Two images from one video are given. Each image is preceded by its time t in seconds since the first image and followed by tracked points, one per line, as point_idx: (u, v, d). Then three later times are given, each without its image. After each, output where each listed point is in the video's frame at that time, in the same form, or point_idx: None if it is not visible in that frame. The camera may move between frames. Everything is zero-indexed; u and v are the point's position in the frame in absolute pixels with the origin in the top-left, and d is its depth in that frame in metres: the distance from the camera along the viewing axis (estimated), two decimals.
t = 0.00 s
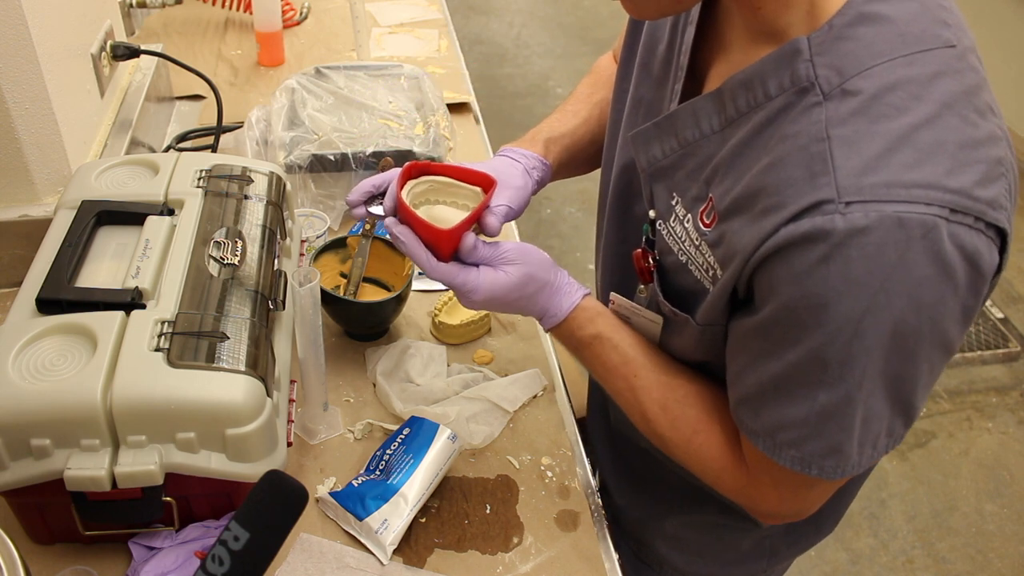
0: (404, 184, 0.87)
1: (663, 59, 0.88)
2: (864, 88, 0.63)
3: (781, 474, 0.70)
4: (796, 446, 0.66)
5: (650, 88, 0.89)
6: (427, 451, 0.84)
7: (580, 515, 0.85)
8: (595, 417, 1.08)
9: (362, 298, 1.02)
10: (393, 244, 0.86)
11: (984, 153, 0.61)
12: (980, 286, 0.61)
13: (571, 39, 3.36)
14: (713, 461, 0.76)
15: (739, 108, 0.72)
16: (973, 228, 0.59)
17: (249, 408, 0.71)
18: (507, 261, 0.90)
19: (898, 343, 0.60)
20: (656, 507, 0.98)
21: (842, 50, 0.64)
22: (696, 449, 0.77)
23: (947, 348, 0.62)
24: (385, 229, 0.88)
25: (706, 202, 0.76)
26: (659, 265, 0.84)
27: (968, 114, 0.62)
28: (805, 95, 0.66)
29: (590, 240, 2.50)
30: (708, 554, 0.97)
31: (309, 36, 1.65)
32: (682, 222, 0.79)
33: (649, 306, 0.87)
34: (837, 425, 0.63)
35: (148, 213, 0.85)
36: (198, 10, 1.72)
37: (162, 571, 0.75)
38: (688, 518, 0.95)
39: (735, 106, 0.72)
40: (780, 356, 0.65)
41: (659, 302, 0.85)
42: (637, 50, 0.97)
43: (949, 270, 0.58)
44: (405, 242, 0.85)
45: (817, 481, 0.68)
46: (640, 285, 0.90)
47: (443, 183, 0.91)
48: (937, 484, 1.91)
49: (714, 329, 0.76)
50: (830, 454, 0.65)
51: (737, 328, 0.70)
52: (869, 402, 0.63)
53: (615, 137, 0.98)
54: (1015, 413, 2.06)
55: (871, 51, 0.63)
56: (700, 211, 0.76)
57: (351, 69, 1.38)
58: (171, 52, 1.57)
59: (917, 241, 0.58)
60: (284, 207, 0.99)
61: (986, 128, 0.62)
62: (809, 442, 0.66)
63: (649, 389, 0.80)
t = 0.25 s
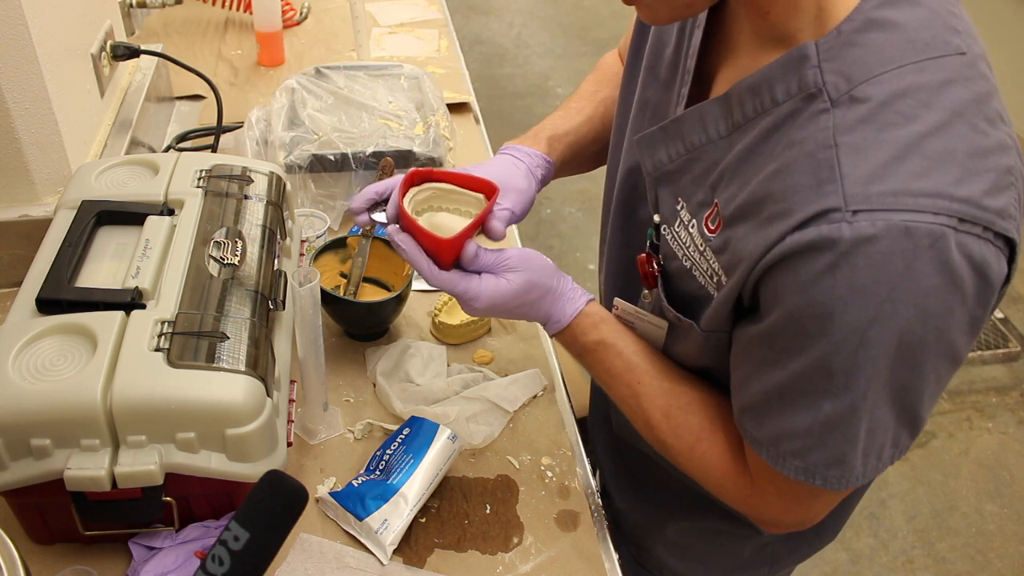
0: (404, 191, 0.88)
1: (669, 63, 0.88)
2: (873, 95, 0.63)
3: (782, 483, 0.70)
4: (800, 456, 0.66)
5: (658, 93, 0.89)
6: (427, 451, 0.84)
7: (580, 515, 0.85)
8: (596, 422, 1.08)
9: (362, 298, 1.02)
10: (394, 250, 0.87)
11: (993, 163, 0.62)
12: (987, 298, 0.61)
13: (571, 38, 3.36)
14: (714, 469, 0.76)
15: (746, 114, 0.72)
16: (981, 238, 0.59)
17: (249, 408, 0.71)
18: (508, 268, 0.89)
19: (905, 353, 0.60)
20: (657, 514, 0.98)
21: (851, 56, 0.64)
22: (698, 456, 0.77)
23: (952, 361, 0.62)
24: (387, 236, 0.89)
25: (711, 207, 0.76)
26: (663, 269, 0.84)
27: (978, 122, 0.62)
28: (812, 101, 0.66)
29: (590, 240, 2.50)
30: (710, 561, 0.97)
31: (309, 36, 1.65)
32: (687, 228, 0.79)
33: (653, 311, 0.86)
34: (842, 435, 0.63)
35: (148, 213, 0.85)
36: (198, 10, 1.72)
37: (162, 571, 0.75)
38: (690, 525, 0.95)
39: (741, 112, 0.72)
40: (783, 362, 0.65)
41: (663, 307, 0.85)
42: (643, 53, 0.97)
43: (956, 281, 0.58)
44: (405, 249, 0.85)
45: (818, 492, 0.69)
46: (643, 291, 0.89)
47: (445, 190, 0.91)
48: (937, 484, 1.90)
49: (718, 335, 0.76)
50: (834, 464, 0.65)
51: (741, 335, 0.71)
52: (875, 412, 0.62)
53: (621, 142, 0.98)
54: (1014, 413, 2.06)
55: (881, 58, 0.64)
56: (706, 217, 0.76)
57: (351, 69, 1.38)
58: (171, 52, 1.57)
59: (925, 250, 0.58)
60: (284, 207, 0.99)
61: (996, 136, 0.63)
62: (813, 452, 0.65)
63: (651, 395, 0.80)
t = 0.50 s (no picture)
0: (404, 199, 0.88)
1: (674, 66, 0.88)
2: (881, 101, 0.63)
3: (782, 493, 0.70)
4: (803, 465, 0.66)
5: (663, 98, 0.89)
6: (427, 451, 0.84)
7: (580, 515, 0.85)
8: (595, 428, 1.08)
9: (362, 298, 1.02)
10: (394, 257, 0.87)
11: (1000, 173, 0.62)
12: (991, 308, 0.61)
13: (571, 38, 3.36)
14: (716, 477, 0.76)
15: (752, 120, 0.72)
16: (988, 247, 0.59)
17: (249, 408, 0.71)
18: (507, 274, 0.89)
19: (910, 363, 0.60)
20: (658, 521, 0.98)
21: (859, 61, 0.64)
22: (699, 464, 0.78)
23: (956, 370, 0.62)
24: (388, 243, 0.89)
25: (716, 213, 0.76)
26: (667, 275, 0.84)
27: (985, 131, 0.62)
28: (819, 107, 0.66)
29: (590, 241, 2.50)
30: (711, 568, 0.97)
31: (309, 36, 1.65)
32: (691, 234, 0.79)
33: (654, 318, 0.87)
34: (846, 445, 0.63)
35: (148, 213, 0.85)
36: (198, 10, 1.72)
37: (163, 571, 0.75)
38: (691, 532, 0.95)
39: (747, 117, 0.72)
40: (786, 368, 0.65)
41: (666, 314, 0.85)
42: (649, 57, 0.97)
43: (961, 291, 0.58)
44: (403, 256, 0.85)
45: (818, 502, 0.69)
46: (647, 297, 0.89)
47: (445, 198, 0.91)
48: (937, 484, 1.90)
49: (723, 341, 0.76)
50: (838, 474, 0.65)
51: (745, 342, 0.70)
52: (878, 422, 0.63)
53: (624, 147, 0.98)
54: (1014, 413, 2.06)
55: (889, 64, 0.64)
56: (710, 223, 0.76)
57: (352, 70, 1.38)
58: (171, 52, 1.57)
59: (932, 260, 0.58)
60: (283, 207, 0.99)
61: (1004, 146, 0.63)
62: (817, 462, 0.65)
63: (654, 402, 0.81)
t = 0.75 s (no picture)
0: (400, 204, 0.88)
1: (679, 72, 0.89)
2: (885, 108, 0.62)
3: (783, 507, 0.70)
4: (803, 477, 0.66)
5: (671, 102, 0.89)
6: (428, 451, 0.84)
7: (580, 515, 0.85)
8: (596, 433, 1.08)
9: (362, 298, 1.02)
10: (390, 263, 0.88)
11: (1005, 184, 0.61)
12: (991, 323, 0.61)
13: (571, 38, 3.36)
14: (716, 491, 0.76)
15: (759, 128, 0.72)
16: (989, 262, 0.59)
17: (249, 408, 0.71)
18: (506, 284, 0.89)
19: (910, 376, 0.59)
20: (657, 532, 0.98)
21: (863, 68, 0.64)
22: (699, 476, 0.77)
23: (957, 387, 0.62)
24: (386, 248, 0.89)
25: (718, 220, 0.76)
26: (668, 281, 0.84)
27: (991, 141, 0.62)
28: (823, 113, 0.66)
29: (590, 241, 2.50)
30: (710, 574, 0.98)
31: (309, 36, 1.65)
32: (693, 240, 0.79)
33: (656, 322, 0.87)
34: (847, 457, 0.63)
35: (148, 213, 0.85)
36: (198, 10, 1.72)
37: (163, 571, 0.75)
38: (692, 540, 0.95)
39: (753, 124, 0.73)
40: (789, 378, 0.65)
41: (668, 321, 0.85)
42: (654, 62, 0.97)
43: (965, 305, 0.58)
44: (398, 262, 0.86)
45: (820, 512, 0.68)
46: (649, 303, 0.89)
47: (440, 203, 0.91)
48: (937, 484, 1.90)
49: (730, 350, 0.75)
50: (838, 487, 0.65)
51: (746, 351, 0.70)
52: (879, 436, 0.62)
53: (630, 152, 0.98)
54: (1014, 413, 2.06)
55: (894, 70, 0.63)
56: (713, 229, 0.76)
57: (352, 70, 1.38)
58: (171, 52, 1.57)
59: (935, 273, 0.58)
60: (283, 207, 0.99)
61: (1012, 154, 0.62)
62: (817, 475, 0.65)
63: (653, 416, 0.81)
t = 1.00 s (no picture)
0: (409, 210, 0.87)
1: (682, 78, 0.89)
2: (877, 118, 0.62)
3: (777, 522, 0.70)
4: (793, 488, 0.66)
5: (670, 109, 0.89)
6: (427, 451, 0.84)
7: (580, 515, 0.85)
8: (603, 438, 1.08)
9: (362, 298, 1.02)
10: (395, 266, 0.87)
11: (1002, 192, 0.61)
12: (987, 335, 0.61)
13: (571, 38, 3.36)
14: (710, 500, 0.76)
15: (751, 135, 0.73)
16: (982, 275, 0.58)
17: (249, 408, 0.71)
18: (507, 293, 0.89)
19: (903, 391, 0.59)
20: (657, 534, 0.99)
21: (857, 76, 0.64)
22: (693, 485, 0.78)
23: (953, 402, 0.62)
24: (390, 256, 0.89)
25: (714, 229, 0.76)
26: (668, 290, 0.85)
27: (986, 151, 0.61)
28: (815, 122, 0.66)
29: (590, 241, 2.50)
30: None
31: (309, 36, 1.65)
32: (691, 248, 0.79)
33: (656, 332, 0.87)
34: (838, 471, 0.63)
35: (148, 213, 0.85)
36: (198, 10, 1.72)
37: (162, 571, 0.75)
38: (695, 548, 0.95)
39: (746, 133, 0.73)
40: (780, 385, 0.65)
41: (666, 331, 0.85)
42: (659, 68, 0.97)
43: (957, 318, 0.58)
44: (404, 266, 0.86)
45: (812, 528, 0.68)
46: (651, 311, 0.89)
47: (450, 210, 0.90)
48: (937, 484, 1.90)
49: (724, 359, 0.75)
50: (828, 502, 0.64)
51: (740, 361, 0.70)
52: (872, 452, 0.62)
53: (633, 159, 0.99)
54: (1014, 413, 2.06)
55: (887, 78, 0.63)
56: (709, 238, 0.76)
57: (352, 70, 1.38)
58: (171, 52, 1.57)
59: (925, 287, 0.57)
60: (284, 207, 0.99)
61: (1009, 165, 0.62)
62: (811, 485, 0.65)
63: (650, 424, 0.81)
